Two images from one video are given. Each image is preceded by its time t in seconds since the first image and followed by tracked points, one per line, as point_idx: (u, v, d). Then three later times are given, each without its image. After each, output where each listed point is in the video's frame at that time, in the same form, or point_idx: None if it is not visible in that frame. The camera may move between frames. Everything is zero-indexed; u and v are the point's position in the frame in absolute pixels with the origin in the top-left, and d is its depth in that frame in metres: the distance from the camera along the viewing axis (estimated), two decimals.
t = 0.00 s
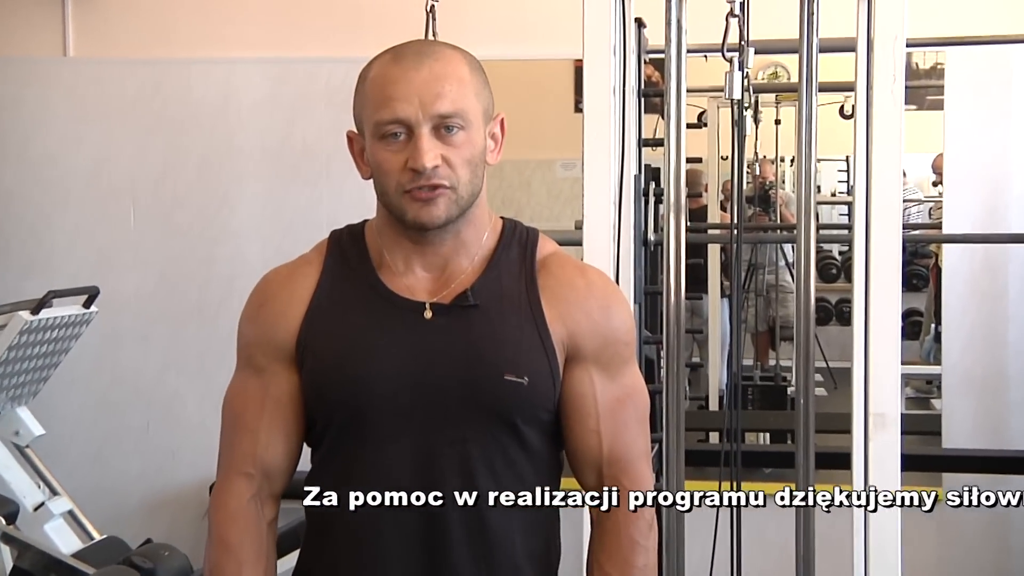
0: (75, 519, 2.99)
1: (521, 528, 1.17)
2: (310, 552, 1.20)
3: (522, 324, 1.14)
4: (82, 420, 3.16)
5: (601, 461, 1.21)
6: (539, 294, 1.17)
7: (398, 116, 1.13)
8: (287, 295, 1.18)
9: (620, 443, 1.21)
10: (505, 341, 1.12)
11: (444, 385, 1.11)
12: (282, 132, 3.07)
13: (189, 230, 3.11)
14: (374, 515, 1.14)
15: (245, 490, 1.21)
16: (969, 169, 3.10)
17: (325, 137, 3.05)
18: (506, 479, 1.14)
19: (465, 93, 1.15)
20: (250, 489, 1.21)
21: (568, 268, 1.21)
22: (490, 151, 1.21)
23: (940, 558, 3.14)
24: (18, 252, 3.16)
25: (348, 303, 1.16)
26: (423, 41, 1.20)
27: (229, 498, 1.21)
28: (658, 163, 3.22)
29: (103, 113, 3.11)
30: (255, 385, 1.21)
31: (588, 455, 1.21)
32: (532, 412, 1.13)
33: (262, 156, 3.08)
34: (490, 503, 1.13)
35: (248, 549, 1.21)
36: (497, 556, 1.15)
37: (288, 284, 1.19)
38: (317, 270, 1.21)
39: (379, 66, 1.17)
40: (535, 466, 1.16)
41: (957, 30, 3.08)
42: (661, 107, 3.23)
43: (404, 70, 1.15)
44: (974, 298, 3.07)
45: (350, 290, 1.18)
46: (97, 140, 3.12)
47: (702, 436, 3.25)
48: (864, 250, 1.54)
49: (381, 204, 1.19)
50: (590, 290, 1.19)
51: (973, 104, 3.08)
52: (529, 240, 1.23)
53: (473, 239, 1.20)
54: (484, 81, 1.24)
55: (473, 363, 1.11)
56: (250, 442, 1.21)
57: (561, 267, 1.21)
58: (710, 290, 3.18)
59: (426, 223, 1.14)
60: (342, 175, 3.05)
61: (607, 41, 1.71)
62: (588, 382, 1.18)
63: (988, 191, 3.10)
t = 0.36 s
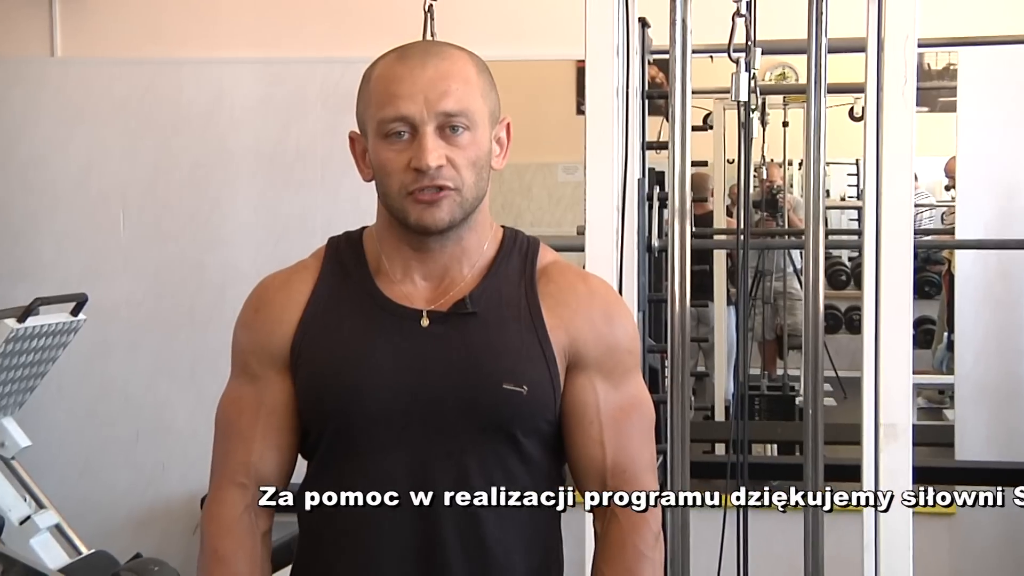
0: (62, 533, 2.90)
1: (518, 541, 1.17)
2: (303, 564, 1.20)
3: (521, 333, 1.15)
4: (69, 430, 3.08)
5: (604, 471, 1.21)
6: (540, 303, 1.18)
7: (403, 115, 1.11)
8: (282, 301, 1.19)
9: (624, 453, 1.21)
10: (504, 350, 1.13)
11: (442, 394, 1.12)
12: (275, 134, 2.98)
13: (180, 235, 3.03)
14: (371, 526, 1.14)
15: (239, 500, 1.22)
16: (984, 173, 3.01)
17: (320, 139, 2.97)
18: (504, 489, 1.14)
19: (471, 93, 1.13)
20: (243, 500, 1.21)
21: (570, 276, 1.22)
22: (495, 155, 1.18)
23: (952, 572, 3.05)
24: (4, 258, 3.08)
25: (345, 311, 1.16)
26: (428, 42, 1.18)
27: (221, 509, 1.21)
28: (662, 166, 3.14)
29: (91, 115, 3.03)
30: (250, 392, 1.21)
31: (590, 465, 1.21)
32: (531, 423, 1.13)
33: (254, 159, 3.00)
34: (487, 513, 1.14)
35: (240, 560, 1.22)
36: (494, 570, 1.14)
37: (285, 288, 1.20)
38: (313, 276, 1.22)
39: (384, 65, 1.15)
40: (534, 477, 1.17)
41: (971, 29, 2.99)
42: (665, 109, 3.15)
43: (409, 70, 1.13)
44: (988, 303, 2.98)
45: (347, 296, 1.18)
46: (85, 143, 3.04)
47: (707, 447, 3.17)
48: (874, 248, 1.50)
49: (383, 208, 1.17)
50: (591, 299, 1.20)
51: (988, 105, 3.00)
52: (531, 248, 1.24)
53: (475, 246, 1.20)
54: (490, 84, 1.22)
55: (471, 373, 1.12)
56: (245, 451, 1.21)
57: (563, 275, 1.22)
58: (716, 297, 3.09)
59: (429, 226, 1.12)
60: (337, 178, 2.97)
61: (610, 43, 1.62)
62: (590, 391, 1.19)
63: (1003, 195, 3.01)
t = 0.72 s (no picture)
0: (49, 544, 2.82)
1: (518, 557, 1.10)
2: None
3: (522, 337, 1.07)
4: (58, 438, 3.00)
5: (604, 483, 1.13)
6: (540, 305, 1.10)
7: (390, 118, 1.03)
8: (275, 305, 1.12)
9: (626, 463, 1.13)
10: (503, 355, 1.06)
11: (438, 401, 1.05)
12: (268, 133, 2.90)
13: (171, 237, 2.95)
14: (362, 541, 1.08)
15: (231, 510, 1.15)
16: (997, 173, 2.93)
17: (315, 138, 2.89)
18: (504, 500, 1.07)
19: (459, 93, 1.04)
20: (235, 510, 1.15)
21: (572, 278, 1.14)
22: (489, 153, 1.09)
23: None
24: None
25: (338, 316, 1.10)
26: (415, 37, 1.09)
27: (213, 520, 1.15)
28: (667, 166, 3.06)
29: (80, 114, 2.95)
30: (243, 402, 1.14)
31: (590, 478, 1.13)
32: (531, 432, 1.06)
33: (246, 159, 2.92)
34: (487, 527, 1.07)
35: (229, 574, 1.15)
36: None
37: (278, 295, 1.13)
38: (308, 281, 1.15)
39: (368, 65, 1.07)
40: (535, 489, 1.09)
41: (984, 24, 2.91)
42: (670, 107, 3.07)
43: (395, 69, 1.05)
44: (1001, 307, 2.89)
45: (341, 300, 1.11)
46: (74, 143, 2.96)
47: (713, 455, 3.10)
48: (886, 243, 1.41)
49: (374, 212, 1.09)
50: (594, 302, 1.12)
51: (1002, 102, 2.91)
52: (533, 248, 1.16)
53: (473, 247, 1.13)
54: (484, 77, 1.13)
55: (468, 379, 1.05)
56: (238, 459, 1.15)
57: (565, 277, 1.14)
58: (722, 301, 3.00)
59: (421, 233, 1.04)
60: (332, 178, 2.89)
61: (612, 37, 1.53)
62: (591, 398, 1.11)
63: (1018, 195, 2.91)
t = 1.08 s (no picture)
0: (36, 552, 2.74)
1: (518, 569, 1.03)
2: None
3: (519, 340, 1.00)
4: (46, 443, 2.93)
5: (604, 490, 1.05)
6: (537, 308, 1.03)
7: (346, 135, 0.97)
8: (272, 307, 1.07)
9: (627, 468, 1.05)
10: (499, 359, 0.99)
11: (432, 408, 0.98)
12: (262, 130, 2.83)
13: (162, 237, 2.88)
14: (353, 551, 1.02)
15: (229, 519, 1.09)
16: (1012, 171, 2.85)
17: (310, 136, 2.81)
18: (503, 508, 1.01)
19: (419, 101, 0.97)
20: (235, 518, 1.09)
21: (571, 278, 1.06)
22: (469, 153, 1.02)
23: None
24: None
25: (330, 318, 1.03)
26: (382, 37, 1.02)
27: (211, 527, 1.09)
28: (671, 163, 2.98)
29: (68, 110, 2.88)
30: (236, 408, 1.08)
31: (590, 484, 1.05)
32: (528, 439, 0.99)
33: (239, 157, 2.84)
34: (483, 536, 1.01)
35: None
36: None
37: (273, 298, 1.07)
38: (301, 282, 1.09)
39: (332, 75, 1.00)
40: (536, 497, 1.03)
41: (998, 19, 2.83)
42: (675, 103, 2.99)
43: (351, 81, 0.98)
44: (1017, 309, 2.80)
45: (334, 300, 1.05)
46: (62, 140, 2.88)
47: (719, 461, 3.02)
48: (895, 249, 1.35)
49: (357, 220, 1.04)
50: (593, 305, 1.04)
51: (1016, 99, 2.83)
52: (530, 247, 1.08)
53: (464, 249, 1.06)
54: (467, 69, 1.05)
55: (462, 384, 0.98)
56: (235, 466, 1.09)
57: (564, 277, 1.06)
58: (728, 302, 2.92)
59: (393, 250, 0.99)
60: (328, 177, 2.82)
61: (616, 28, 1.45)
62: (591, 402, 1.03)
63: None
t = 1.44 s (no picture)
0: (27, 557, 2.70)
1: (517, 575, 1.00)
2: None
3: (512, 338, 0.97)
4: (38, 447, 2.89)
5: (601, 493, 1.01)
6: (533, 304, 0.99)
7: (326, 147, 0.94)
8: (265, 304, 1.04)
9: (624, 470, 1.00)
10: (491, 357, 0.95)
11: (421, 406, 0.95)
12: (257, 129, 2.79)
13: (156, 237, 2.84)
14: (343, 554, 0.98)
15: (220, 518, 1.06)
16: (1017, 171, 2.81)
17: (306, 134, 2.78)
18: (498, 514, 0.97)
19: (397, 110, 0.93)
20: (225, 517, 1.06)
21: (570, 274, 1.02)
22: (457, 156, 0.98)
23: None
24: None
25: (323, 314, 1.00)
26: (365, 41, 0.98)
27: (201, 527, 1.05)
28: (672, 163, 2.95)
29: (61, 109, 2.84)
30: (232, 406, 1.05)
31: (587, 485, 1.01)
32: (521, 440, 0.95)
33: (234, 156, 2.80)
34: (475, 541, 0.97)
35: None
36: None
37: (268, 296, 1.05)
38: (298, 279, 1.06)
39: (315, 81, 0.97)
40: (533, 500, 0.99)
41: (1003, 17, 2.79)
42: (676, 103, 2.95)
43: (329, 90, 0.94)
44: None
45: (327, 296, 1.02)
46: (54, 139, 2.85)
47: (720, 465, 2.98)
48: (900, 250, 1.30)
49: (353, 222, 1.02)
50: (592, 301, 1.00)
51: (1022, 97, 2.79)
52: (530, 242, 1.05)
53: (461, 245, 1.02)
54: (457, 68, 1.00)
55: (451, 383, 0.94)
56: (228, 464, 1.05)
57: (561, 274, 1.02)
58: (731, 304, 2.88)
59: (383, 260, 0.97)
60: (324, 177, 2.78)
61: (616, 22, 1.42)
62: (588, 401, 0.99)
63: None
